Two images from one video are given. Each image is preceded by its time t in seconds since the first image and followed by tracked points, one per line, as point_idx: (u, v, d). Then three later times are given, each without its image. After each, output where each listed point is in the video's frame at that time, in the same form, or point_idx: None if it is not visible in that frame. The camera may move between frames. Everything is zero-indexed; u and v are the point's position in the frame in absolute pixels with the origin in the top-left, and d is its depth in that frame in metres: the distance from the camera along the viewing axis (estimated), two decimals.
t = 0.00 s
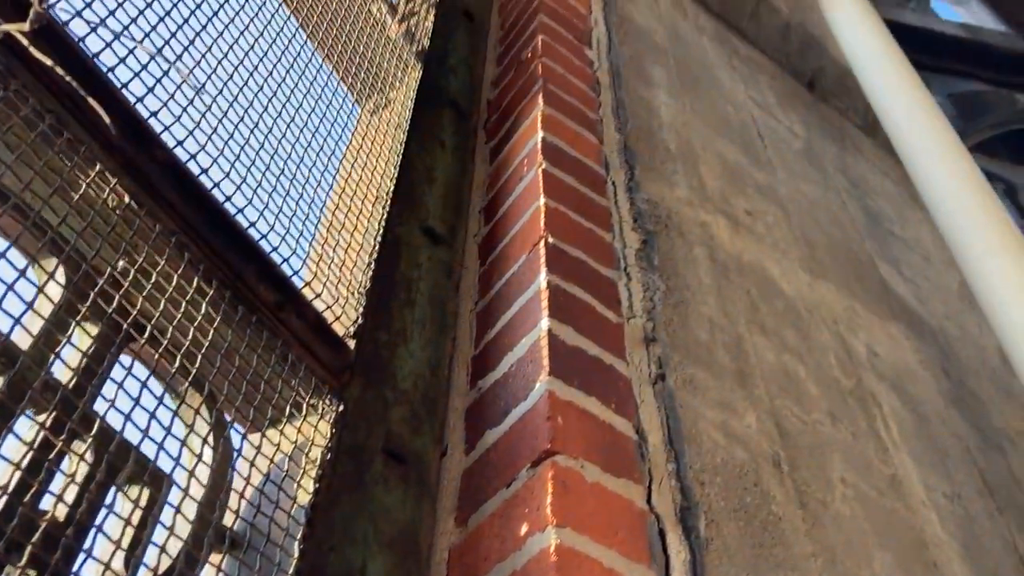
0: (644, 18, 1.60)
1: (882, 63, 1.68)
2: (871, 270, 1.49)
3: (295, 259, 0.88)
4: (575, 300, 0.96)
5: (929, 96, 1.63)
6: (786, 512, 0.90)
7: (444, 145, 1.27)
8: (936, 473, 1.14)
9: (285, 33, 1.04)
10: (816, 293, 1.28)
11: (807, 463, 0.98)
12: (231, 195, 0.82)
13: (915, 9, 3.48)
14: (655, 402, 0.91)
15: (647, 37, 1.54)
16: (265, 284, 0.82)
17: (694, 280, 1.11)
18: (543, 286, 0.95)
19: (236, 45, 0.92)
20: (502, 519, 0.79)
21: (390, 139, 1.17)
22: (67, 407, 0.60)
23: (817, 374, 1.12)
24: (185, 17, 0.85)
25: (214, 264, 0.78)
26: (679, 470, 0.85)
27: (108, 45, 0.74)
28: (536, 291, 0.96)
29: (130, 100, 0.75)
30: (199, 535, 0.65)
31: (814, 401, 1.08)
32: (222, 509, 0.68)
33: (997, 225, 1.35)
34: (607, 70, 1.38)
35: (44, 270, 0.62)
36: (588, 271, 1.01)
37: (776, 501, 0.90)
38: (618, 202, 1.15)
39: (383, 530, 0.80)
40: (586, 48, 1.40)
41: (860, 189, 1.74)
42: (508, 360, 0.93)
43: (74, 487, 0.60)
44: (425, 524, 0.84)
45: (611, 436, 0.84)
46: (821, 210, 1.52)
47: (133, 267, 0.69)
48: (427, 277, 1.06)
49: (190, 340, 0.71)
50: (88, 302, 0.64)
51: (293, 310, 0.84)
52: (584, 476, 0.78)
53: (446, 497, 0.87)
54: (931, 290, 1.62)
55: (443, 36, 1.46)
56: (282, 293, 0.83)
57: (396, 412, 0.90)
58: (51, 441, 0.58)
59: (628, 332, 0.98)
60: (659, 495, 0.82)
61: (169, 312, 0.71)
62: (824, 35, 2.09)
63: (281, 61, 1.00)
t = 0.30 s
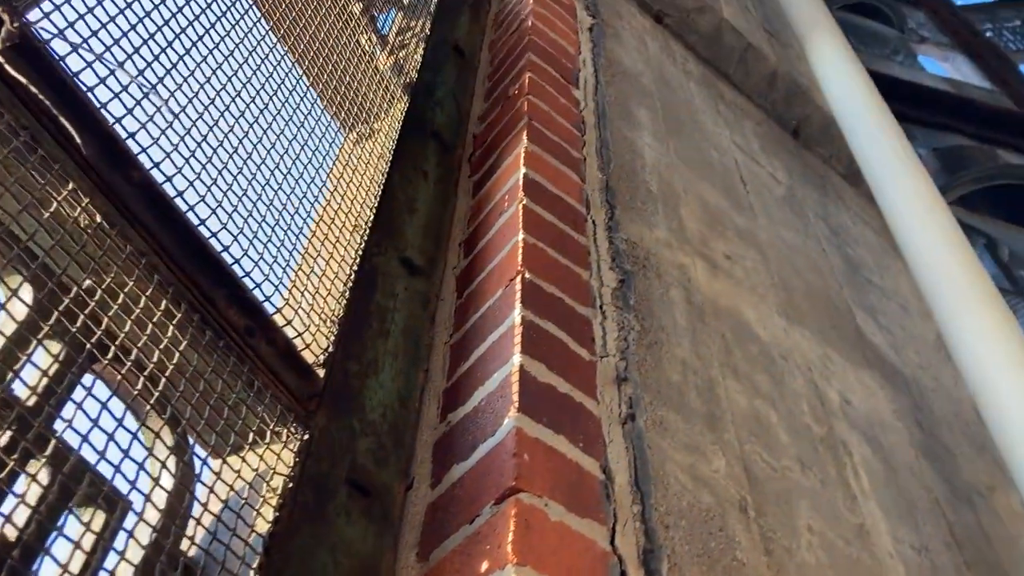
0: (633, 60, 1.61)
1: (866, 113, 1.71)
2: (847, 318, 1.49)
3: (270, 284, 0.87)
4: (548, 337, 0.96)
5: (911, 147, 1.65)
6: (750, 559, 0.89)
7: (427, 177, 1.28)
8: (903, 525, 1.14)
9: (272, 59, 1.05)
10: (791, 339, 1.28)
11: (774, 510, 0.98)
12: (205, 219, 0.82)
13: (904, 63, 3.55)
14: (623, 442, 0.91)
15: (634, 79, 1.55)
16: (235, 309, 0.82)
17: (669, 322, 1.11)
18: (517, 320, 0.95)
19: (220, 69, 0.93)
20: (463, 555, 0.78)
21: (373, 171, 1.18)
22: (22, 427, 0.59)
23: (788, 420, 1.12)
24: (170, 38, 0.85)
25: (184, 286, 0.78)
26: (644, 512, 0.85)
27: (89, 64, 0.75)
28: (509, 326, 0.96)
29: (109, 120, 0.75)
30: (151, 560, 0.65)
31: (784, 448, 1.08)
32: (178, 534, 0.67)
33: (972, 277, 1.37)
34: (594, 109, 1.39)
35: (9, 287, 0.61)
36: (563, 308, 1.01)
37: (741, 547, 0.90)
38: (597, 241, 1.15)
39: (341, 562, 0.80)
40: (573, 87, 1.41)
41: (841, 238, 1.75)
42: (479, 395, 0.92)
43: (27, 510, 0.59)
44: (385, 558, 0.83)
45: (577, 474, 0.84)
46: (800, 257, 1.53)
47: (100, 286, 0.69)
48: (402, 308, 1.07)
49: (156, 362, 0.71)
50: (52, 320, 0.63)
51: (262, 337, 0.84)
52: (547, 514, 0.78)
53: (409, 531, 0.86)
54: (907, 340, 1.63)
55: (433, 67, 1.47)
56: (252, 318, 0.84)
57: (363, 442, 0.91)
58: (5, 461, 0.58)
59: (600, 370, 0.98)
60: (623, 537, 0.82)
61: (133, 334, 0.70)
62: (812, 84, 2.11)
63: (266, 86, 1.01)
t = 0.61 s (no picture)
0: (619, 92, 1.62)
1: (847, 154, 1.73)
2: (822, 356, 1.50)
3: (240, 301, 0.87)
4: (519, 364, 0.95)
5: (890, 189, 1.67)
6: None
7: (407, 200, 1.28)
8: (868, 565, 1.14)
9: (256, 76, 1.05)
10: (763, 375, 1.29)
11: (738, 546, 0.98)
12: (177, 233, 0.82)
13: (889, 106, 3.60)
14: (589, 472, 0.91)
15: (620, 111, 1.56)
16: (205, 325, 0.82)
17: (642, 353, 1.11)
18: (490, 346, 0.95)
19: (203, 83, 0.93)
20: None
21: (352, 191, 1.18)
22: None
23: (757, 456, 1.13)
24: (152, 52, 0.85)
25: (153, 299, 0.78)
26: (606, 544, 0.85)
27: (67, 75, 0.75)
28: (481, 351, 0.95)
29: (85, 131, 0.75)
30: None
31: (751, 483, 1.08)
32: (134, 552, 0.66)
33: (944, 319, 1.39)
34: (578, 139, 1.40)
35: None
36: (535, 336, 1.01)
37: None
38: (573, 270, 1.15)
39: None
40: (558, 116, 1.42)
41: (818, 277, 1.76)
42: (446, 420, 0.92)
43: None
44: None
45: (540, 503, 0.83)
46: (777, 293, 1.54)
47: (65, 298, 0.68)
48: (375, 329, 1.06)
49: (118, 376, 0.70)
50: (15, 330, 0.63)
51: (230, 354, 0.84)
52: (508, 543, 0.77)
53: (370, 554, 0.86)
54: (881, 380, 1.64)
55: (419, 90, 1.47)
56: (221, 335, 0.83)
57: (328, 464, 0.90)
58: None
59: (571, 400, 0.97)
60: (583, 568, 0.82)
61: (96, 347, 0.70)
62: (796, 122, 2.14)
63: (248, 103, 1.01)
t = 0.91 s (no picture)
0: (603, 122, 1.63)
1: (827, 193, 1.75)
2: (794, 392, 1.51)
3: (209, 317, 0.87)
4: (487, 390, 0.95)
5: (868, 229, 1.68)
6: None
7: (386, 221, 1.28)
8: None
9: (239, 93, 1.05)
10: (734, 409, 1.29)
11: None
12: (149, 247, 0.82)
13: (873, 144, 3.64)
14: (553, 501, 0.91)
15: (603, 140, 1.57)
16: (171, 340, 0.82)
17: (614, 383, 1.10)
18: (459, 371, 0.95)
19: (183, 98, 0.93)
20: None
21: (330, 210, 1.19)
22: None
23: (723, 491, 1.13)
24: (133, 65, 0.85)
25: (120, 313, 0.78)
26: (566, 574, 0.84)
27: (44, 86, 0.75)
28: (450, 376, 0.96)
29: (59, 143, 0.75)
30: None
31: (716, 517, 1.08)
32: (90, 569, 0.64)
33: (914, 359, 1.40)
34: (559, 167, 1.40)
35: None
36: (506, 362, 1.01)
37: None
38: (547, 297, 1.15)
39: None
40: (540, 144, 1.43)
41: (794, 312, 1.77)
42: (412, 444, 0.92)
43: None
44: None
45: (501, 531, 0.83)
46: (752, 327, 1.55)
47: (30, 308, 0.68)
48: (346, 349, 1.06)
49: (80, 389, 0.70)
50: None
51: (196, 370, 0.84)
52: (467, 571, 0.77)
53: None
54: (853, 418, 1.64)
55: (403, 111, 1.48)
56: (188, 350, 0.83)
57: (291, 484, 0.90)
58: None
59: (538, 429, 0.97)
60: None
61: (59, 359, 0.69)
62: (778, 159, 2.16)
63: (229, 120, 1.01)
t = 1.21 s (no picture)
0: (589, 147, 1.64)
1: (808, 226, 1.76)
2: (768, 422, 1.51)
3: (182, 324, 0.86)
4: (461, 410, 0.95)
5: (847, 264, 1.70)
6: None
7: (366, 236, 1.29)
8: None
9: (224, 102, 1.05)
10: (707, 437, 1.29)
11: None
12: (124, 252, 0.81)
13: (856, 180, 3.69)
14: (522, 523, 0.90)
15: (587, 164, 1.58)
16: (142, 347, 0.81)
17: (588, 407, 1.10)
18: (432, 389, 0.95)
19: (167, 104, 0.93)
20: None
21: (312, 223, 1.18)
22: None
23: (693, 519, 1.12)
24: (117, 69, 0.85)
25: (91, 317, 0.77)
26: None
27: (25, 87, 0.74)
28: (423, 394, 0.95)
29: (37, 144, 0.74)
30: None
31: (685, 545, 1.08)
32: None
33: (887, 393, 1.41)
34: (543, 188, 1.41)
35: None
36: (480, 381, 1.00)
37: None
38: (526, 318, 1.15)
39: None
40: (525, 165, 1.44)
41: (771, 343, 1.78)
42: (382, 461, 0.92)
43: None
44: None
45: (468, 551, 0.82)
46: (729, 356, 1.56)
47: None
48: (319, 363, 1.07)
49: (44, 392, 0.69)
50: None
51: (166, 377, 0.83)
52: None
53: None
54: (826, 451, 1.65)
55: (389, 127, 1.49)
56: (160, 356, 0.82)
57: (257, 496, 0.90)
58: None
59: (510, 449, 0.97)
60: None
61: (25, 360, 0.68)
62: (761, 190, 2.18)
63: (212, 128, 1.01)
